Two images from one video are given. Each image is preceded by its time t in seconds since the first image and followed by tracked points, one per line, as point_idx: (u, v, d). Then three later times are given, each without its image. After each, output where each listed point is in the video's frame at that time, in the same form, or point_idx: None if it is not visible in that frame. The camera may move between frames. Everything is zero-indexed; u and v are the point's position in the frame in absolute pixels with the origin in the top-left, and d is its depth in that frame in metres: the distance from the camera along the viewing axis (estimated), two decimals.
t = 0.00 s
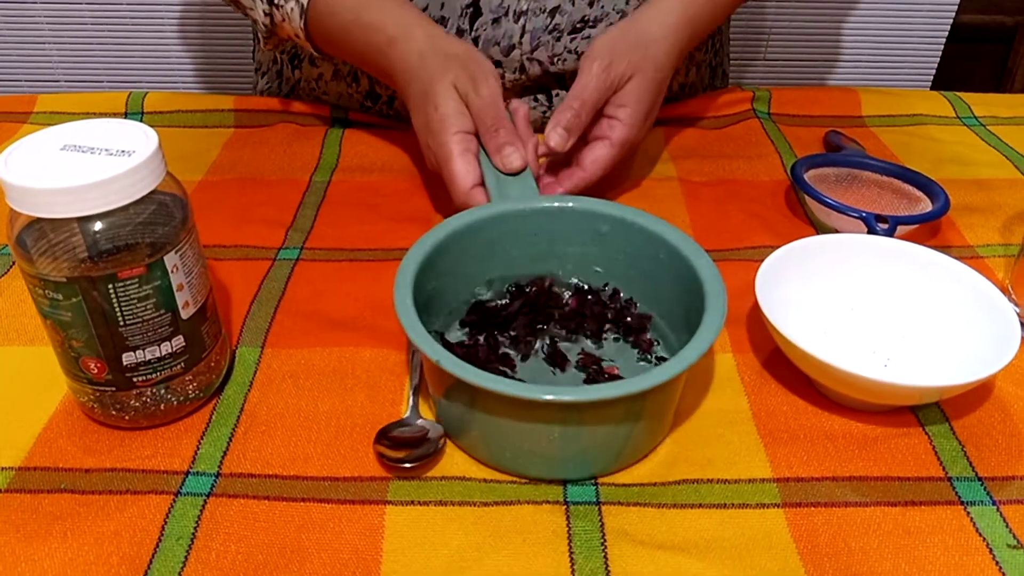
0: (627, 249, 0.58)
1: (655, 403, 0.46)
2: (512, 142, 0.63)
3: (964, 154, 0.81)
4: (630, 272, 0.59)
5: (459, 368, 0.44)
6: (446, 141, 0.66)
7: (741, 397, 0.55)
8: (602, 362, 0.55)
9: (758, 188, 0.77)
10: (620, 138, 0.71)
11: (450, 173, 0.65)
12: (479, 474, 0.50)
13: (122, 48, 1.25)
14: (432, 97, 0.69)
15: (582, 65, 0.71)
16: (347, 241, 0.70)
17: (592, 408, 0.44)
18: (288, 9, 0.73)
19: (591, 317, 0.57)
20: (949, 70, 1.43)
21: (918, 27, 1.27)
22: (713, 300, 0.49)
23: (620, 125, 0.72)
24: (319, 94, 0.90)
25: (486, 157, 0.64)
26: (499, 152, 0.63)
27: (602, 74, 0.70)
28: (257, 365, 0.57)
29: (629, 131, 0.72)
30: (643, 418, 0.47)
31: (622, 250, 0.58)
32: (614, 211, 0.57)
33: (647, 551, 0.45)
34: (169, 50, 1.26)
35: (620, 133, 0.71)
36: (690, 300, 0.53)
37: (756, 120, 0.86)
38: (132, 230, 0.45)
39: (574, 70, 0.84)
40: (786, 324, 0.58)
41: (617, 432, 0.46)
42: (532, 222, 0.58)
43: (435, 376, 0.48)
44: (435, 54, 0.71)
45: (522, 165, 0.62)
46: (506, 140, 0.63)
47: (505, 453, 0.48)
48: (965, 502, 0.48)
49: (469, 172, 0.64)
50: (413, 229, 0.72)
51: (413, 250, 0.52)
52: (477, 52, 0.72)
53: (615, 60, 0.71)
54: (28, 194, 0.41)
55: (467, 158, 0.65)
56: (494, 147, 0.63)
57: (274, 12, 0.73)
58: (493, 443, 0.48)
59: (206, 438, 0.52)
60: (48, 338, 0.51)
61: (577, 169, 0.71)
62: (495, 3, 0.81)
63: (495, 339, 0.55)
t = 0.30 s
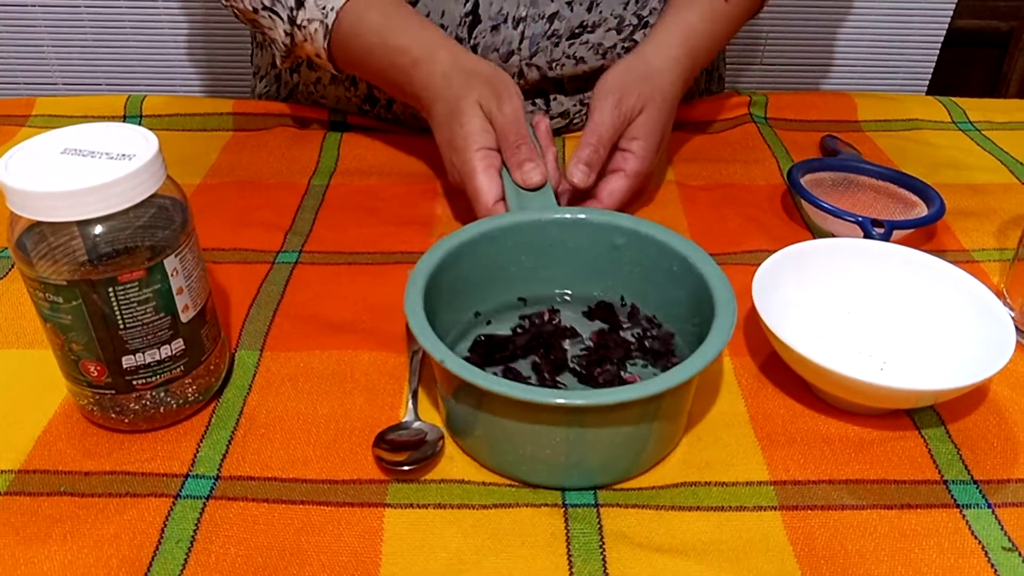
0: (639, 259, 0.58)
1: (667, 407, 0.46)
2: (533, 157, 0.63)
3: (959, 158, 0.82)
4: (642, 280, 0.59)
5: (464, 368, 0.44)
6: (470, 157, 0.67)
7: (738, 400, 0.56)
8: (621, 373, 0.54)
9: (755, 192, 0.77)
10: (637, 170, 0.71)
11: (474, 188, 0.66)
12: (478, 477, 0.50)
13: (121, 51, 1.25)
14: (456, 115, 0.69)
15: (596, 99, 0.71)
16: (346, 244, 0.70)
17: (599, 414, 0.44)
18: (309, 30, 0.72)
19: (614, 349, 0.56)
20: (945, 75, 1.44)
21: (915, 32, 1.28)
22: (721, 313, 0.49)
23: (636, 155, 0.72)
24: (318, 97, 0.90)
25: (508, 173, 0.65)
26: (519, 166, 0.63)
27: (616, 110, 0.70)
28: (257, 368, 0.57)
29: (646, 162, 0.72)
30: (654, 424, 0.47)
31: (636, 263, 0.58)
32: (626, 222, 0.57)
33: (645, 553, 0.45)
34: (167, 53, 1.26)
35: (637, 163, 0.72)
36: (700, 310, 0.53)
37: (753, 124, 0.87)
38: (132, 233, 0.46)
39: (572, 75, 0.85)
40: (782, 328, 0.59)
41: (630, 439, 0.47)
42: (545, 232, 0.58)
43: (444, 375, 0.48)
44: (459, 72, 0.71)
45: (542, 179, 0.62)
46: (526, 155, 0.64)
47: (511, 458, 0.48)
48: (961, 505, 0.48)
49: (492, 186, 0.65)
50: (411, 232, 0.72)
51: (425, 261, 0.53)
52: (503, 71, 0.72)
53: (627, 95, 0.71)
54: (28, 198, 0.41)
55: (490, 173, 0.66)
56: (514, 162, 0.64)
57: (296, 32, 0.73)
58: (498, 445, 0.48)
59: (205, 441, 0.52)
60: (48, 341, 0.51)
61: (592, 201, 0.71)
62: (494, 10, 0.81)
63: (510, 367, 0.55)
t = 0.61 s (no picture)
0: (625, 254, 0.58)
1: (662, 432, 0.46)
2: (502, 155, 0.64)
3: (957, 161, 0.82)
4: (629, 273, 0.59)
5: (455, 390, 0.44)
6: (436, 151, 0.66)
7: (736, 402, 0.56)
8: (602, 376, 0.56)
9: (754, 194, 0.77)
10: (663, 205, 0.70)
11: (440, 184, 0.66)
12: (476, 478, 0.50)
13: (121, 53, 1.26)
14: (422, 108, 0.68)
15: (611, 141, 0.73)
16: (346, 246, 0.71)
17: (593, 438, 0.44)
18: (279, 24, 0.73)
19: (587, 347, 0.57)
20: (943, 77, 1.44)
21: (913, 34, 1.28)
22: (719, 321, 0.49)
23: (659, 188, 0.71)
24: (317, 100, 0.91)
25: (475, 167, 0.65)
26: (489, 164, 0.64)
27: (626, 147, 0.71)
28: (257, 370, 0.57)
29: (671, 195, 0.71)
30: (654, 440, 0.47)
31: (619, 254, 0.59)
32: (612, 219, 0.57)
33: (643, 554, 0.45)
34: (167, 55, 1.26)
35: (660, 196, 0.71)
36: (695, 308, 0.54)
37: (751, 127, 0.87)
38: (132, 236, 0.46)
39: (570, 80, 0.85)
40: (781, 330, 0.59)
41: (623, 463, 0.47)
42: (531, 232, 0.58)
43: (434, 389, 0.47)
44: (427, 66, 0.70)
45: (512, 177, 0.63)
46: (496, 154, 0.64)
47: (502, 472, 0.48)
48: (958, 506, 0.49)
49: (459, 182, 0.65)
50: (411, 234, 0.72)
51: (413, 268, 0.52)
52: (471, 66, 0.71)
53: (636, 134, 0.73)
54: (30, 200, 0.42)
55: (456, 168, 0.66)
56: (483, 160, 0.64)
57: (267, 26, 0.74)
58: (486, 459, 0.48)
59: (205, 443, 0.52)
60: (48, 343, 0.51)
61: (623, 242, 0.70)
62: (492, 14, 0.81)
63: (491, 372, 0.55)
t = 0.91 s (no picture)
0: (654, 237, 0.57)
1: (702, 405, 0.46)
2: (519, 143, 0.63)
3: (953, 160, 0.82)
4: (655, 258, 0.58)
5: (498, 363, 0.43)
6: (452, 141, 0.65)
7: (734, 402, 0.56)
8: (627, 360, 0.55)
9: (751, 194, 0.78)
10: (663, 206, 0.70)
11: (457, 173, 0.64)
12: (474, 477, 0.50)
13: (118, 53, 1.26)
14: (435, 97, 0.68)
15: (610, 145, 0.73)
16: (344, 246, 0.71)
17: (630, 410, 0.43)
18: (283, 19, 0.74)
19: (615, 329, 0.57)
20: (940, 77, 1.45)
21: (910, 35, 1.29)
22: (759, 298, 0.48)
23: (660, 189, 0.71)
24: (316, 100, 0.91)
25: (492, 156, 0.64)
26: (506, 151, 0.62)
27: (624, 149, 0.72)
28: (255, 369, 0.58)
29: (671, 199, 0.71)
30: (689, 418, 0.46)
31: (646, 238, 0.57)
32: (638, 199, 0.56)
33: (641, 552, 0.46)
34: (165, 55, 1.26)
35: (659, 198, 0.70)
36: (731, 286, 0.53)
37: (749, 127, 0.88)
38: (131, 236, 0.46)
39: (568, 78, 0.85)
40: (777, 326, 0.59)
41: (664, 438, 0.46)
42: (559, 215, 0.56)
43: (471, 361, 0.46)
44: (436, 57, 0.70)
45: (530, 165, 0.62)
46: (513, 142, 0.63)
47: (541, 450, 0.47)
48: (954, 504, 0.49)
49: (476, 171, 0.64)
50: (409, 234, 0.72)
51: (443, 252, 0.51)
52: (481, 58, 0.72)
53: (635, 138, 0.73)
54: (29, 200, 0.42)
55: (473, 157, 0.64)
56: (501, 149, 0.63)
57: (272, 23, 0.74)
58: (520, 433, 0.47)
59: (204, 442, 0.52)
60: (48, 342, 0.51)
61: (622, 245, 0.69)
62: (491, 12, 0.82)
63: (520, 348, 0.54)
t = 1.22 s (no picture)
0: (652, 217, 0.57)
1: (702, 382, 0.46)
2: (513, 122, 0.63)
3: (952, 156, 0.82)
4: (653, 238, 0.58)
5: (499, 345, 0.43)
6: (448, 124, 0.65)
7: (731, 398, 0.56)
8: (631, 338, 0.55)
9: (749, 189, 0.78)
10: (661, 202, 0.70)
11: (453, 156, 0.64)
12: (472, 473, 0.50)
13: (115, 50, 1.25)
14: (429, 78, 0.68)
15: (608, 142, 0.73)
16: (342, 242, 0.71)
17: (631, 387, 0.43)
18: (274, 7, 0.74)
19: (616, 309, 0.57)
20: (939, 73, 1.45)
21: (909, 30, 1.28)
22: (760, 274, 0.48)
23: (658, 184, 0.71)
24: (313, 96, 0.91)
25: (487, 137, 0.63)
26: (500, 131, 0.62)
27: (623, 146, 0.72)
28: (253, 365, 0.57)
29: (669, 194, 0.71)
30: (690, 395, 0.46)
31: (642, 219, 0.57)
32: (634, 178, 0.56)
33: (638, 548, 0.46)
34: (162, 51, 1.26)
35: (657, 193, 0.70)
36: (731, 261, 0.52)
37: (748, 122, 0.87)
38: (128, 232, 0.46)
39: (566, 72, 0.85)
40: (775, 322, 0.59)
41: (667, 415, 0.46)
42: (557, 195, 0.56)
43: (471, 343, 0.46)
44: (430, 40, 0.70)
45: (524, 144, 0.61)
46: (508, 122, 0.63)
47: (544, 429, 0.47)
48: (952, 499, 0.49)
49: (471, 153, 0.63)
50: (407, 230, 0.72)
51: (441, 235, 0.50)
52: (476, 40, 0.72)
53: (632, 135, 0.73)
54: (25, 197, 0.42)
55: (468, 139, 0.64)
56: (495, 129, 0.62)
57: (265, 10, 0.74)
58: (523, 415, 0.47)
59: (202, 439, 0.52)
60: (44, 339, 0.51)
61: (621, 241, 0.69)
62: (488, 6, 0.81)
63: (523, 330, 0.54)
